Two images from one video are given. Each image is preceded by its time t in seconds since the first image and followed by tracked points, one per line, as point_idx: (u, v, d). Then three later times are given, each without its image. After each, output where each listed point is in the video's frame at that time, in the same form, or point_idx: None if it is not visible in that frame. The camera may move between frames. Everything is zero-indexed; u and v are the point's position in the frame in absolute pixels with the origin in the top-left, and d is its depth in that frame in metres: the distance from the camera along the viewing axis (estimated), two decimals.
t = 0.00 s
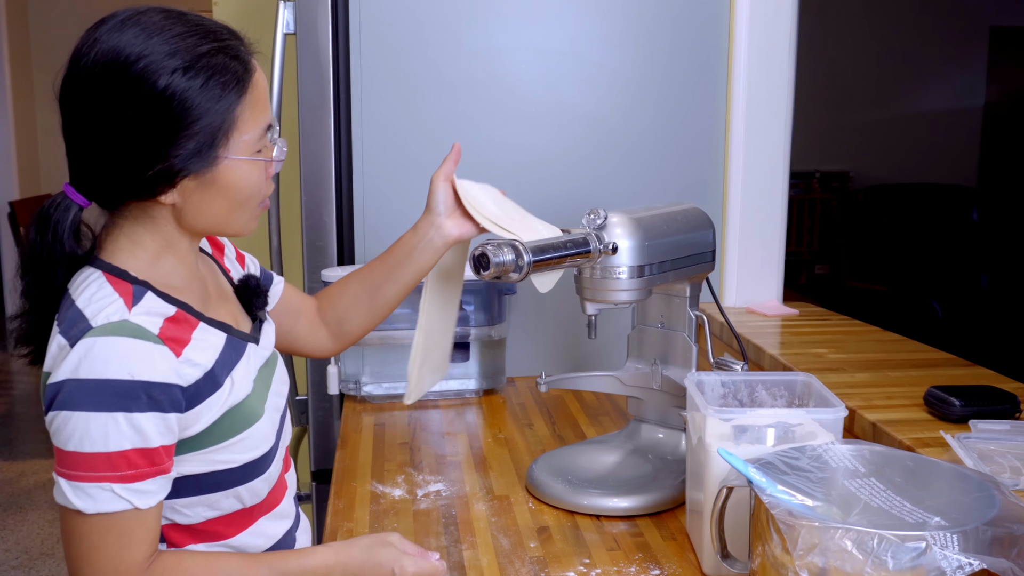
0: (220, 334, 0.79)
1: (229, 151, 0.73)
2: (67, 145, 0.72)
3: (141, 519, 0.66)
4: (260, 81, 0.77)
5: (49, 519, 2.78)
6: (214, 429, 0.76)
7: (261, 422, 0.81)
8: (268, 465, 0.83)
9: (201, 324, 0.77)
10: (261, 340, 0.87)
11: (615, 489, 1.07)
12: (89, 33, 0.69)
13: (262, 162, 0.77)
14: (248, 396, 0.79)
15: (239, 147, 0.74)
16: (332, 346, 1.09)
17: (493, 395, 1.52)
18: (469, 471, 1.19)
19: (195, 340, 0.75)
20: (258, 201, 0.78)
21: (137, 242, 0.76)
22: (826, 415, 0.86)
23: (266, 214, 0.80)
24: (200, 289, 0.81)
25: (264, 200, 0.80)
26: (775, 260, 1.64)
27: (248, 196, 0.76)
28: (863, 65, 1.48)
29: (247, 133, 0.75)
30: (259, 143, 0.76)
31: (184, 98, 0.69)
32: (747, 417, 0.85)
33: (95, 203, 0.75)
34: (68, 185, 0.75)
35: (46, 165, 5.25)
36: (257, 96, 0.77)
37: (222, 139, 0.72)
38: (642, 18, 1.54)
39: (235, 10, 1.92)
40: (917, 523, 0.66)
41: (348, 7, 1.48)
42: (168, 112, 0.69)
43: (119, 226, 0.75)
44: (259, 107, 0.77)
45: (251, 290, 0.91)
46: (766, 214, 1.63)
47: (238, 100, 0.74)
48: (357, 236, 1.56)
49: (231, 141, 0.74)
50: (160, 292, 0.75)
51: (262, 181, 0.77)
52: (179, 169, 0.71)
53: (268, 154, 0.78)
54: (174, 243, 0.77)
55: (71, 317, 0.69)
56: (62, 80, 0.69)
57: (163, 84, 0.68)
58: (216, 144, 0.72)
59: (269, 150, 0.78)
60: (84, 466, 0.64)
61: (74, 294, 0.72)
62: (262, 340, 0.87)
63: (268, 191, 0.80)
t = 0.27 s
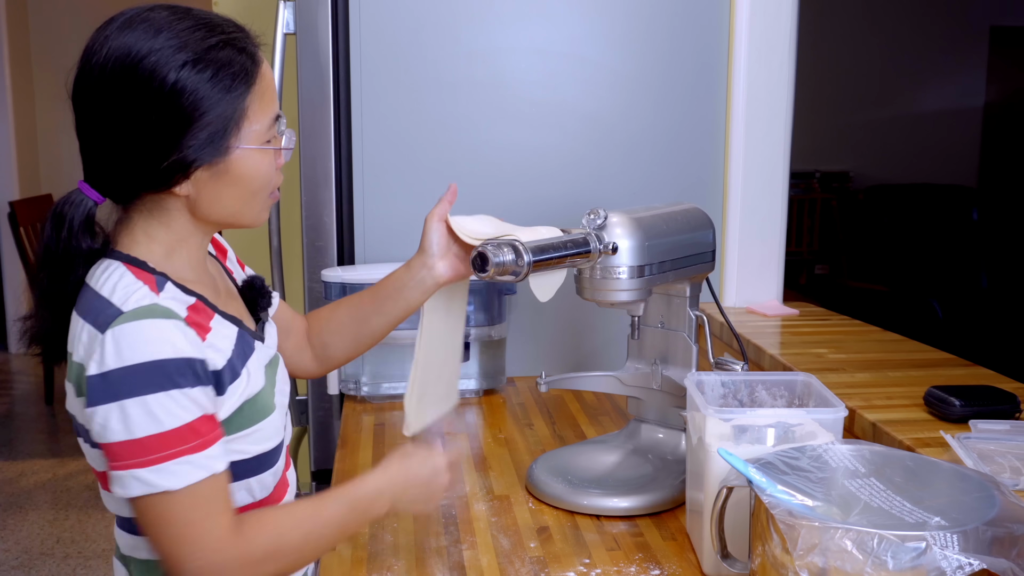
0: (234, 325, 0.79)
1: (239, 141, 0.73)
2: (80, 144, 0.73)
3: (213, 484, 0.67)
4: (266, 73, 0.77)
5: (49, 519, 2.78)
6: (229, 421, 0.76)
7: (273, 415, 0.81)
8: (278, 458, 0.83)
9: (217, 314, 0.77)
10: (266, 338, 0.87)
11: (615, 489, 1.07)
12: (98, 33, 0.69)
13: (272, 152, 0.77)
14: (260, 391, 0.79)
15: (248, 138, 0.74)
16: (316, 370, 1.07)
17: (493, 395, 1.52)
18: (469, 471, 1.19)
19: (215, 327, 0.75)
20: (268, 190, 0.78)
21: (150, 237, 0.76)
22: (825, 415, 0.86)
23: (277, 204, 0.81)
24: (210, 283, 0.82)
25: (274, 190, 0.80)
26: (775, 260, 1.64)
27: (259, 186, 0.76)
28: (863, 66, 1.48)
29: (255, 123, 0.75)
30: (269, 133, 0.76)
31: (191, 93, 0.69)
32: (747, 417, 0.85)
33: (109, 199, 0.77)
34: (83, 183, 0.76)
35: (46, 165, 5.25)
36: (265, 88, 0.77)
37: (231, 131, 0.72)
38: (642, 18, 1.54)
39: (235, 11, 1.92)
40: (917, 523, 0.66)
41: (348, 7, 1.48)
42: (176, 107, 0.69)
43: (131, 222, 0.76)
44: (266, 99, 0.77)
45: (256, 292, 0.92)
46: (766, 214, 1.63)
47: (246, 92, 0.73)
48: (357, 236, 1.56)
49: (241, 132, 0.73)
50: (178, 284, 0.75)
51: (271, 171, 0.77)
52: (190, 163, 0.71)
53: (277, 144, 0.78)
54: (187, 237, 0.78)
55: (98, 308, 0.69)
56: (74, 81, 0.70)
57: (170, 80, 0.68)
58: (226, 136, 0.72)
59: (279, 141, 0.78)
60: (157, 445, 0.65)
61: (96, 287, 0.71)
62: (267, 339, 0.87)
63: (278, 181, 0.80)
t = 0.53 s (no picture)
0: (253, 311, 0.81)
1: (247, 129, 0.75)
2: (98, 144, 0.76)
3: (300, 427, 0.75)
4: (270, 64, 0.79)
5: (49, 519, 2.78)
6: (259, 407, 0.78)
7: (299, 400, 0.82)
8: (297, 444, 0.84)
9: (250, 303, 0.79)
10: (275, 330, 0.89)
11: (615, 489, 1.07)
12: (106, 36, 0.72)
13: (280, 140, 0.79)
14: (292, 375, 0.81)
15: (256, 127, 0.76)
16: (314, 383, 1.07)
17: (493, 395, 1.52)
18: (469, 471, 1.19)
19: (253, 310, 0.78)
20: (278, 178, 0.80)
21: (171, 230, 0.79)
22: (826, 415, 0.86)
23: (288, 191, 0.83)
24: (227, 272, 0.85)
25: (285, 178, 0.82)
26: (775, 260, 1.64)
27: (269, 174, 0.79)
28: (864, 66, 1.48)
29: (262, 113, 0.77)
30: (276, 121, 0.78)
31: (199, 88, 0.71)
32: (747, 417, 0.85)
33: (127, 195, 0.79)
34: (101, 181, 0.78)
35: (46, 165, 5.25)
36: (270, 78, 0.79)
37: (240, 122, 0.75)
38: (643, 18, 1.54)
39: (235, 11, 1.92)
40: (917, 523, 0.66)
41: (349, 7, 1.48)
42: (186, 102, 0.71)
43: (153, 216, 0.79)
44: (272, 88, 0.79)
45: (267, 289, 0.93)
46: (766, 214, 1.63)
47: (251, 84, 0.76)
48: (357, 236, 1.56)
49: (250, 122, 0.76)
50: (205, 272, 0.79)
51: (281, 159, 0.79)
52: (203, 154, 0.74)
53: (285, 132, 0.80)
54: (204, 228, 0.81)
55: (154, 292, 0.72)
56: (88, 83, 0.73)
57: (178, 77, 0.71)
58: (236, 127, 0.74)
59: (286, 129, 0.80)
60: (252, 405, 0.72)
61: (142, 274, 0.74)
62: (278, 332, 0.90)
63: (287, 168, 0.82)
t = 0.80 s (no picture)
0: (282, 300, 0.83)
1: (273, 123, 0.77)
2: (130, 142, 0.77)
3: (318, 409, 0.75)
4: (291, 60, 0.80)
5: (49, 519, 2.78)
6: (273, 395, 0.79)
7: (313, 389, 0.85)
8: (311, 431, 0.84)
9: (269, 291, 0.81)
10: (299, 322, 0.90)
11: (615, 489, 1.07)
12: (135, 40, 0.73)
13: (304, 133, 0.80)
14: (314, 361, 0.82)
15: (281, 121, 0.77)
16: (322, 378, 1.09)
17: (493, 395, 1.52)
18: (469, 471, 1.19)
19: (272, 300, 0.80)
20: (304, 169, 0.81)
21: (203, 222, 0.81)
22: (825, 415, 0.86)
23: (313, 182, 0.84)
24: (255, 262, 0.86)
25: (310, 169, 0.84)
26: (775, 260, 1.64)
27: (295, 165, 0.80)
28: (863, 66, 1.48)
29: (286, 107, 0.78)
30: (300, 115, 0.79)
31: (225, 86, 0.73)
32: (747, 417, 0.85)
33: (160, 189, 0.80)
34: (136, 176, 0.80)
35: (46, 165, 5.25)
36: (292, 73, 0.79)
37: (266, 115, 0.76)
38: (642, 17, 1.54)
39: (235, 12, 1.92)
40: (917, 523, 0.66)
41: (348, 7, 1.48)
42: (212, 100, 0.73)
43: (186, 208, 0.81)
44: (294, 83, 0.79)
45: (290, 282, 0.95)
46: (766, 214, 1.63)
47: (275, 79, 0.76)
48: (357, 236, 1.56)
49: (275, 115, 0.77)
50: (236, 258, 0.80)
51: (306, 150, 0.80)
52: (231, 148, 0.75)
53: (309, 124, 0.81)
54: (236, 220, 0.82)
55: (188, 270, 0.74)
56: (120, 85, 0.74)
57: (204, 76, 0.72)
58: (262, 120, 0.75)
59: (309, 123, 0.81)
60: (275, 382, 0.73)
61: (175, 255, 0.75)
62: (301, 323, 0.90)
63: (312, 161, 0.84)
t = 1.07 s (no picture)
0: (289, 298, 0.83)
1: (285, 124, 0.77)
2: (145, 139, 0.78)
3: (308, 408, 0.74)
4: (306, 62, 0.80)
5: (49, 519, 2.78)
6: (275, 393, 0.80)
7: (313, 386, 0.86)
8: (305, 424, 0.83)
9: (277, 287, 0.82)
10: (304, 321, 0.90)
11: (615, 489, 1.07)
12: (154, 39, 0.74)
13: (316, 134, 0.80)
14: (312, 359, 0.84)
15: (292, 123, 0.78)
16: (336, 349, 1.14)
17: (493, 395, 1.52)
18: (468, 471, 1.19)
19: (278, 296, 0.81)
20: (315, 170, 0.81)
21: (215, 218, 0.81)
22: (826, 415, 0.86)
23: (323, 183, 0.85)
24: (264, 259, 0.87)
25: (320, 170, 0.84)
26: (775, 260, 1.64)
27: (306, 166, 0.80)
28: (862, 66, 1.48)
29: (298, 109, 0.78)
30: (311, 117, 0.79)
31: (239, 86, 0.73)
32: (747, 417, 0.85)
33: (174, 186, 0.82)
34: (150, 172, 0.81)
35: (46, 166, 5.25)
36: (305, 76, 0.80)
37: (278, 116, 0.76)
38: (642, 18, 1.54)
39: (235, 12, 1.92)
40: (917, 523, 0.66)
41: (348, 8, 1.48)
42: (226, 100, 0.73)
43: (196, 205, 0.81)
44: (306, 85, 0.79)
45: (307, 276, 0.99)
46: (766, 214, 1.63)
47: (289, 81, 0.77)
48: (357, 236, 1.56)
49: (287, 117, 0.77)
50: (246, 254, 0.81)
51: (317, 152, 0.81)
52: (242, 148, 0.75)
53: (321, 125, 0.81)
54: (246, 218, 0.83)
55: (188, 262, 0.74)
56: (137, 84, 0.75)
57: (220, 75, 0.72)
58: (274, 121, 0.76)
59: (321, 125, 0.81)
60: (264, 377, 0.72)
61: (178, 246, 0.76)
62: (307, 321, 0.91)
63: (323, 162, 0.84)
